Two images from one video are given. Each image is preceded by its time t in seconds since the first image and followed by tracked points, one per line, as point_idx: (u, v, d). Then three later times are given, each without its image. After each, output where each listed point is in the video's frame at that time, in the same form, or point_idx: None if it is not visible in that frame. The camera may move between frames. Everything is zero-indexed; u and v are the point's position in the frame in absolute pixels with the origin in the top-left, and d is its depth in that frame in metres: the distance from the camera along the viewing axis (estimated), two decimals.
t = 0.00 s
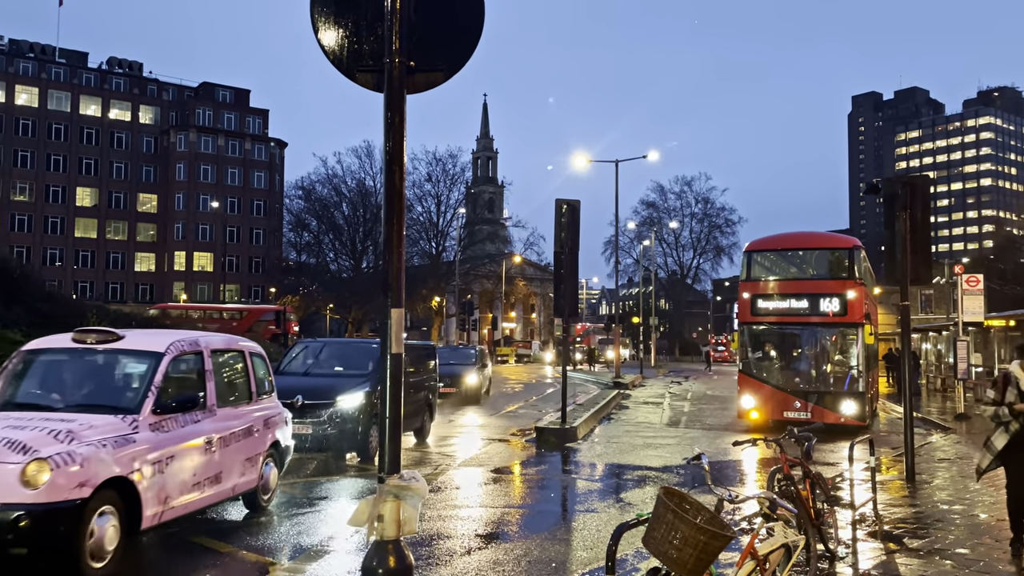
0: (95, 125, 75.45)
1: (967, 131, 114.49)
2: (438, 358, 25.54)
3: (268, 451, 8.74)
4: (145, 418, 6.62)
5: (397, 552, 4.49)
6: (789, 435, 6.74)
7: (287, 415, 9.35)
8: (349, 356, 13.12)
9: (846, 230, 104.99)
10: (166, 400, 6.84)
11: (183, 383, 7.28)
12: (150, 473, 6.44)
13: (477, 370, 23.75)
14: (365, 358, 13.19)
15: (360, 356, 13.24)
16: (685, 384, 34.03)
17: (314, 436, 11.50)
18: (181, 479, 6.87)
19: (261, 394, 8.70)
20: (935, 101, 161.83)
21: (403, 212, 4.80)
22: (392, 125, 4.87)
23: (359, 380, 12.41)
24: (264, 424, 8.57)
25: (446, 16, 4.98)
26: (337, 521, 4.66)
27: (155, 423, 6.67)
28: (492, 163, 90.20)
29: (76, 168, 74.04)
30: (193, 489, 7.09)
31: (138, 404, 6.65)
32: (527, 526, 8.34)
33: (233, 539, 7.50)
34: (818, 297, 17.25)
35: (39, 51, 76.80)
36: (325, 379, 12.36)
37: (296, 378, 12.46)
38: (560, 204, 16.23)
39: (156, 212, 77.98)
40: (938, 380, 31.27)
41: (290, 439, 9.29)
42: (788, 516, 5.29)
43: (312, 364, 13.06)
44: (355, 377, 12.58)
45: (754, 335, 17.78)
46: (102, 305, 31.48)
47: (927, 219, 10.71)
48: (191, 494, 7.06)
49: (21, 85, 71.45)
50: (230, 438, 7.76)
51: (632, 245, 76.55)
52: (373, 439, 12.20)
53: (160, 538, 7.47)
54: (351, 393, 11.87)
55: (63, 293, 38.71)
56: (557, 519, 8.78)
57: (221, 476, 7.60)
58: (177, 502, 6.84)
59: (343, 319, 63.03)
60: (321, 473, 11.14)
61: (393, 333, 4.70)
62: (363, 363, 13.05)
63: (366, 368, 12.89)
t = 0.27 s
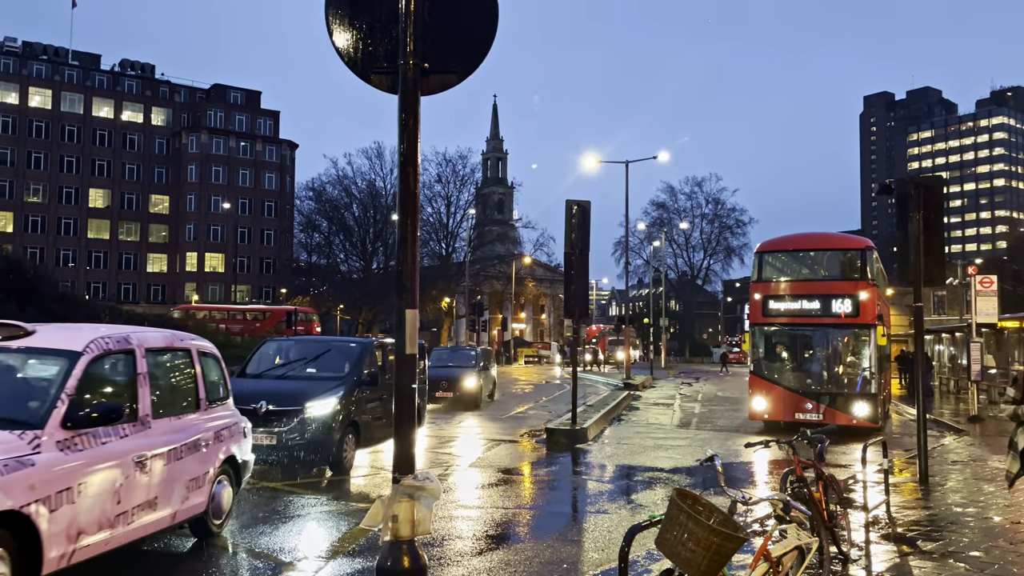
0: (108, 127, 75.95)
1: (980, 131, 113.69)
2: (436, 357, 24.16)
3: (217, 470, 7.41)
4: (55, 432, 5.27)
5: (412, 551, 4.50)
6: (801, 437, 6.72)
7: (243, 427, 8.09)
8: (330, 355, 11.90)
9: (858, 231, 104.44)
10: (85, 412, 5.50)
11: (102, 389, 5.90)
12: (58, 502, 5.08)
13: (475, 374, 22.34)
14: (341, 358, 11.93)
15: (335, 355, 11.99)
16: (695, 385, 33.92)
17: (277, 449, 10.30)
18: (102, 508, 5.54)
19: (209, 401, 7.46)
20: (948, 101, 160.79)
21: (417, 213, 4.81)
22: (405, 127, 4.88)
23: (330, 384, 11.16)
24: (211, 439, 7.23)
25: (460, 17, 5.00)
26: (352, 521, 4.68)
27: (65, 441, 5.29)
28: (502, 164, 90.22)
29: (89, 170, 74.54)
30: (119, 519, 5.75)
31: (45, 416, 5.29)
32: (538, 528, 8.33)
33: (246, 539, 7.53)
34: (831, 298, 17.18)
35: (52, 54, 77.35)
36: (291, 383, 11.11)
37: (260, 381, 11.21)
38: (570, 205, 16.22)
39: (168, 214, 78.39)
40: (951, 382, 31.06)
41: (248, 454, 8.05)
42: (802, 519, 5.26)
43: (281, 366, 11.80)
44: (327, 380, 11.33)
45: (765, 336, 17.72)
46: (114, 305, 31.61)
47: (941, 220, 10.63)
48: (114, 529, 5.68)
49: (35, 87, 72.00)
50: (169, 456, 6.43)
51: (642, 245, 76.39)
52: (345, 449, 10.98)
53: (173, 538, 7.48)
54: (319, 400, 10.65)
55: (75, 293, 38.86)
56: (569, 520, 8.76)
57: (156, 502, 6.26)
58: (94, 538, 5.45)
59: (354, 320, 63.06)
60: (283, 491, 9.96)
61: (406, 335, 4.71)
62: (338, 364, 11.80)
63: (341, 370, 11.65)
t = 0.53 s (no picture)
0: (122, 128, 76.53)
1: (995, 130, 112.79)
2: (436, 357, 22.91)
3: (159, 490, 6.29)
4: None
5: (425, 551, 4.51)
6: (815, 438, 6.67)
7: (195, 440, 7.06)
8: (300, 356, 10.67)
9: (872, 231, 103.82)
10: None
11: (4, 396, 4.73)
12: None
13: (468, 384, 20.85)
14: (312, 357, 10.67)
15: (308, 354, 10.72)
16: (708, 386, 33.80)
17: (234, 464, 9.09)
18: None
19: (147, 411, 6.28)
20: (963, 100, 159.56)
21: (430, 215, 4.81)
22: (420, 128, 4.89)
23: (299, 387, 9.95)
24: (148, 456, 6.06)
25: (474, 19, 5.01)
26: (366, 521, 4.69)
27: None
28: (513, 164, 90.28)
29: (104, 171, 75.16)
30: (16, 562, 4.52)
31: None
32: (550, 529, 8.31)
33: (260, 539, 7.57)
34: (844, 299, 17.10)
35: (67, 56, 78.03)
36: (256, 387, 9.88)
37: (222, 384, 9.99)
38: (582, 205, 16.20)
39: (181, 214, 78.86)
40: (966, 384, 30.83)
41: (198, 472, 7.02)
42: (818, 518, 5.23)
43: (247, 365, 10.57)
44: (296, 383, 10.10)
45: (778, 337, 17.64)
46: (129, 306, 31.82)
47: (956, 220, 10.56)
48: None
49: (50, 89, 72.68)
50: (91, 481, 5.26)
51: (653, 246, 76.23)
52: (315, 463, 9.77)
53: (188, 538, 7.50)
54: (285, 406, 9.45)
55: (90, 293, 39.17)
56: (580, 521, 8.73)
57: (71, 540, 5.06)
58: None
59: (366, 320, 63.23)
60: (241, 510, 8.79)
61: (419, 336, 4.72)
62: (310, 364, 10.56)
63: (313, 371, 10.40)
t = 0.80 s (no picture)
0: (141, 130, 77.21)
1: (1016, 128, 111.43)
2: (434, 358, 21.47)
3: (71, 524, 4.90)
4: None
5: (442, 550, 4.52)
6: (834, 439, 6.62)
7: (126, 459, 5.67)
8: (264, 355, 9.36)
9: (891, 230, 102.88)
10: None
11: None
12: None
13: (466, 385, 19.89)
14: (281, 355, 9.34)
15: (275, 351, 9.40)
16: (724, 387, 33.60)
17: (181, 482, 7.83)
18: None
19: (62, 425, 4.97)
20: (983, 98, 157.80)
21: (447, 215, 4.83)
22: (437, 129, 4.91)
23: (263, 391, 8.65)
24: (60, 485, 4.75)
25: (490, 19, 5.01)
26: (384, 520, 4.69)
27: None
28: (528, 164, 90.24)
29: (123, 172, 75.83)
30: None
31: None
32: (566, 530, 8.29)
33: (275, 538, 7.58)
34: (863, 299, 16.96)
35: (86, 58, 78.74)
36: (210, 390, 8.57)
37: (173, 387, 8.66)
38: (598, 205, 16.16)
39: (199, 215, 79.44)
40: (987, 385, 30.46)
41: (129, 499, 5.67)
42: (837, 521, 5.19)
43: (206, 364, 9.24)
44: (258, 387, 8.78)
45: (796, 337, 17.52)
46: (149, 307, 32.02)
47: (978, 219, 10.44)
48: None
49: (70, 91, 73.40)
50: None
51: (670, 246, 75.93)
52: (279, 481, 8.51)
53: (208, 536, 7.55)
54: (241, 415, 8.16)
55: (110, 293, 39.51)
56: (596, 522, 8.71)
57: None
58: None
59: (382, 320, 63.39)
60: (189, 537, 7.52)
61: (437, 336, 4.73)
62: (277, 363, 9.25)
63: (279, 373, 9.10)
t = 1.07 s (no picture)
0: (165, 132, 78.06)
1: None
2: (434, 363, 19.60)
3: None
4: None
5: (467, 549, 4.53)
6: (861, 440, 6.55)
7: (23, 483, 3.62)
8: (225, 357, 8.33)
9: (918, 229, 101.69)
10: None
11: None
12: None
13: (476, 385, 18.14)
14: (246, 356, 8.35)
15: (241, 352, 8.41)
16: (747, 387, 33.37)
17: (116, 505, 6.88)
18: None
19: None
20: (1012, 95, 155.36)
21: (471, 213, 4.83)
22: (462, 129, 4.92)
23: (220, 397, 7.62)
24: None
25: (514, 20, 5.02)
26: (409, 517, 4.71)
27: None
28: (549, 164, 90.18)
29: (148, 174, 76.75)
30: None
31: None
32: (586, 530, 8.29)
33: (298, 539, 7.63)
34: (888, 299, 16.77)
35: (112, 62, 79.75)
36: (161, 395, 7.58)
37: (123, 391, 7.73)
38: (619, 205, 16.16)
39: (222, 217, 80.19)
40: (1016, 386, 29.98)
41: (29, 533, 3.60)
42: (863, 522, 5.15)
43: (165, 366, 8.27)
44: (216, 390, 7.78)
45: (820, 338, 17.36)
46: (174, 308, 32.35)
47: (1007, 218, 10.30)
48: None
49: (96, 95, 74.37)
50: None
51: (691, 245, 75.48)
52: (239, 500, 7.52)
53: (233, 533, 7.63)
54: (191, 423, 7.18)
55: (134, 294, 39.80)
56: (617, 521, 8.71)
57: None
58: None
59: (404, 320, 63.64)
60: (132, 556, 6.84)
61: (464, 332, 4.74)
62: (242, 365, 8.26)
63: (243, 375, 8.10)
